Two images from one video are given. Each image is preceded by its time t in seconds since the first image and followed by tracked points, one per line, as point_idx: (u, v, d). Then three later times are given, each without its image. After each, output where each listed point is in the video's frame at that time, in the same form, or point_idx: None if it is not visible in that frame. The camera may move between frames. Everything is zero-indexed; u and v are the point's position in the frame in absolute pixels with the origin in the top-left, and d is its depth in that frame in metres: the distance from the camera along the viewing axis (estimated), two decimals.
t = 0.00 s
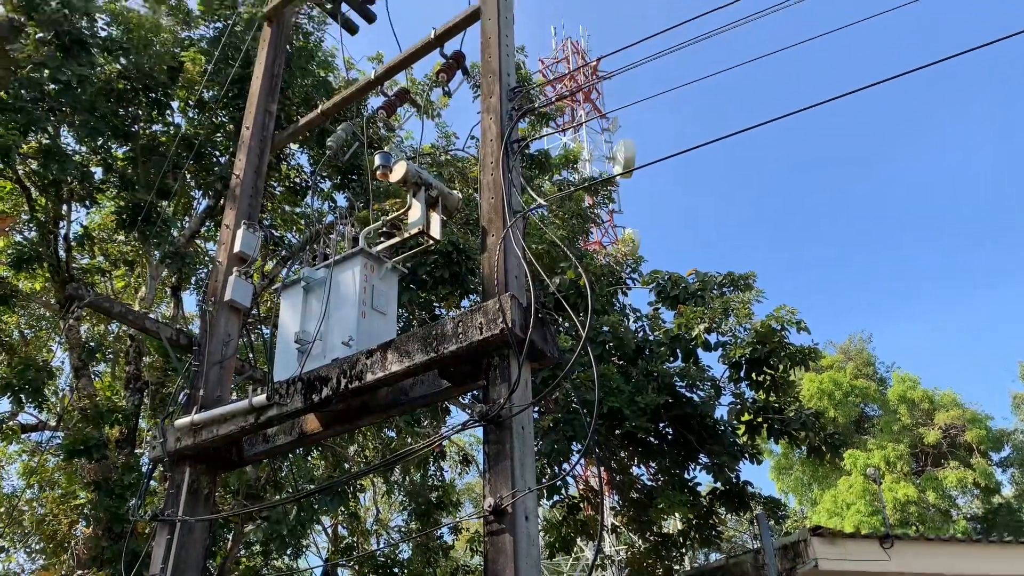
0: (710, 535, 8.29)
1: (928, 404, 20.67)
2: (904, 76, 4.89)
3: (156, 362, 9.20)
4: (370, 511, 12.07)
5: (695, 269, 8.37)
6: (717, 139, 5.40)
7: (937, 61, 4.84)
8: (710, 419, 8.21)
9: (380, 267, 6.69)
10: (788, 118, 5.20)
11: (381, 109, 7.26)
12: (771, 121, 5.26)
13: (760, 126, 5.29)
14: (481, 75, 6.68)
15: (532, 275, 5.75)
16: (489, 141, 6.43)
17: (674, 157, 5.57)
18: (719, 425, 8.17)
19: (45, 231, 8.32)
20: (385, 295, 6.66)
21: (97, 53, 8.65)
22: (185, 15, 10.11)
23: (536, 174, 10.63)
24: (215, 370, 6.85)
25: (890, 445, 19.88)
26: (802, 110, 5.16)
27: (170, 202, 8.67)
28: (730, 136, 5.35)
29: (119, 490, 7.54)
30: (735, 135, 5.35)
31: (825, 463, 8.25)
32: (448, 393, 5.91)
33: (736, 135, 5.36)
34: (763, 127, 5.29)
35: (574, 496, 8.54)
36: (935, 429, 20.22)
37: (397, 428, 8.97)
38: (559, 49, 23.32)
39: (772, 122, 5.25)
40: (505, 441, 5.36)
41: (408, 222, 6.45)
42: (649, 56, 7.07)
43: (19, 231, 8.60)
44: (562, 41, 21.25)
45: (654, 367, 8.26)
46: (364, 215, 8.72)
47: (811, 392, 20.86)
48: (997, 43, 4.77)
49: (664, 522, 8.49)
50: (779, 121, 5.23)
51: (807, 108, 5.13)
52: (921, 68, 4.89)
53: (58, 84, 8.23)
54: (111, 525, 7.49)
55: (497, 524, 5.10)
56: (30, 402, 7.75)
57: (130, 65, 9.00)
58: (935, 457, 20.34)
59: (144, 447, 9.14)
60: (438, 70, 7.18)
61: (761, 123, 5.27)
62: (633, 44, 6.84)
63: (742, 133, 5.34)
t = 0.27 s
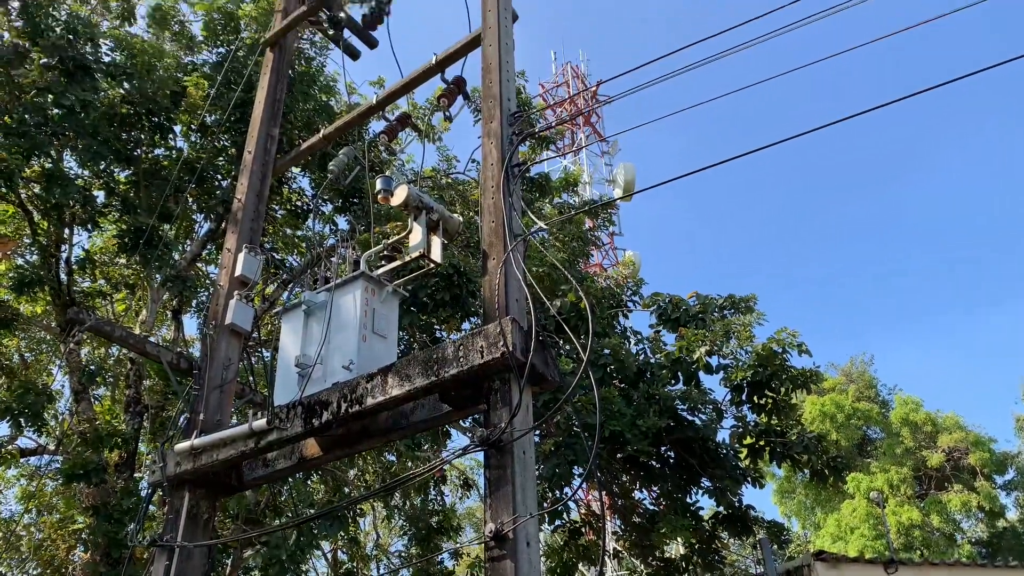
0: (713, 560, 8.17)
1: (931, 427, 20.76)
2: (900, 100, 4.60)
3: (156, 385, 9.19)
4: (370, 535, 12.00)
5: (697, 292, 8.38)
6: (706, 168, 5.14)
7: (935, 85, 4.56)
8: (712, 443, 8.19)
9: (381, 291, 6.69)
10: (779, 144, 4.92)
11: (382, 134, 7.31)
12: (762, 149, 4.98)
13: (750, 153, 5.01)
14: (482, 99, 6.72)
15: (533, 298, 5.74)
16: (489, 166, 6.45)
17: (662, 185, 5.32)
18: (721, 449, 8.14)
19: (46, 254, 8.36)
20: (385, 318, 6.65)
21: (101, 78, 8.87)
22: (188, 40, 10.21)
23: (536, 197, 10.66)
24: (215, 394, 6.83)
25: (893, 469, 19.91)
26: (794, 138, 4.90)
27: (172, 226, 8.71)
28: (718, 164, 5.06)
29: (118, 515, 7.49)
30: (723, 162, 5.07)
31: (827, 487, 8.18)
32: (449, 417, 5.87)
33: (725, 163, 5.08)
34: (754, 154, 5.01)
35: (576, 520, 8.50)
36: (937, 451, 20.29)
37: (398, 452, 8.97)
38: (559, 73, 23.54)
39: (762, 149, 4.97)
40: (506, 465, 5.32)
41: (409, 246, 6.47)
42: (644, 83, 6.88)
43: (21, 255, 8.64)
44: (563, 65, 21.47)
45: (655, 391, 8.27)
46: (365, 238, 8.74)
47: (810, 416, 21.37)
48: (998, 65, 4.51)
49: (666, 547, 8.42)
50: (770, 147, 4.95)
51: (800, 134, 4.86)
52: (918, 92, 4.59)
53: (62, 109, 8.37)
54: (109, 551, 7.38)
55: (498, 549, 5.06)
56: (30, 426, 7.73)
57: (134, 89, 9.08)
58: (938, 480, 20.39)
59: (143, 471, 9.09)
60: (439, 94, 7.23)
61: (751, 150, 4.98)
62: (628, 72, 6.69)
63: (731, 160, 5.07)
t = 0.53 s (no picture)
0: None
1: (935, 448, 20.77)
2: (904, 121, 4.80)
3: (156, 407, 9.19)
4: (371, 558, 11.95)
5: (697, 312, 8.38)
6: (714, 186, 5.31)
7: (935, 107, 4.79)
8: (714, 465, 8.20)
9: (381, 312, 6.69)
10: (787, 163, 5.09)
11: (383, 156, 7.35)
12: (769, 168, 5.14)
13: (757, 173, 5.18)
14: (482, 122, 6.75)
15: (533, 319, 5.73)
16: (489, 188, 6.47)
17: (673, 203, 5.48)
18: (723, 471, 8.14)
19: (47, 276, 8.40)
20: (386, 340, 6.65)
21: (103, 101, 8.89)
22: (190, 64, 10.30)
23: (536, 218, 10.69)
24: (215, 417, 6.81)
25: (897, 490, 19.89)
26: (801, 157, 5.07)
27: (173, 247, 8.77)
28: (723, 185, 5.28)
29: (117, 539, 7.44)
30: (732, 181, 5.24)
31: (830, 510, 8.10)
32: (449, 440, 5.84)
33: (734, 182, 5.25)
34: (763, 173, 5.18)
35: (576, 544, 8.44)
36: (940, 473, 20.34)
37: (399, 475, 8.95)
38: (559, 95, 23.73)
39: (771, 168, 5.14)
40: (507, 489, 5.29)
41: (410, 268, 6.47)
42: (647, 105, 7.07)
43: (22, 276, 8.67)
44: (562, 87, 21.64)
45: (658, 413, 8.25)
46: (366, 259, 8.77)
47: (814, 437, 21.18)
48: (996, 87, 4.75)
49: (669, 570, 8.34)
50: (777, 167, 5.12)
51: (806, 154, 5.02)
52: (920, 113, 4.80)
53: (65, 132, 8.41)
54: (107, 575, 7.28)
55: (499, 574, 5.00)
56: (29, 448, 7.71)
57: (136, 113, 9.11)
58: (942, 501, 20.41)
59: (142, 494, 9.06)
60: (440, 117, 7.28)
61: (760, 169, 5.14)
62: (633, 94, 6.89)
63: (740, 180, 5.23)
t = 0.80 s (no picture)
0: None
1: (937, 469, 20.57)
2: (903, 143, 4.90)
3: (155, 429, 9.17)
4: None
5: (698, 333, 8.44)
6: (718, 207, 5.41)
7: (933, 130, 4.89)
8: (715, 487, 8.21)
9: (381, 334, 6.68)
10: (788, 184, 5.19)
11: (383, 177, 7.38)
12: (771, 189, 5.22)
13: (760, 193, 5.29)
14: (482, 144, 6.78)
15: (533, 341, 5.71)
16: (489, 210, 6.49)
17: (677, 223, 5.59)
18: (725, 493, 8.16)
19: (47, 297, 8.43)
20: (385, 362, 6.63)
21: (105, 123, 8.91)
22: (192, 86, 10.37)
23: (536, 238, 10.72)
24: (214, 439, 6.78)
25: (900, 512, 19.80)
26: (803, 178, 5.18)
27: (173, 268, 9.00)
28: (725, 205, 5.36)
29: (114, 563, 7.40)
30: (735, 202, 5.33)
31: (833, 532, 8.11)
32: (449, 463, 5.80)
33: (737, 202, 5.35)
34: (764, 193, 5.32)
35: (577, 566, 8.35)
36: (942, 495, 20.33)
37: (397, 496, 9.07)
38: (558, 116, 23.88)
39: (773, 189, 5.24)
40: (507, 512, 5.25)
41: (410, 289, 6.47)
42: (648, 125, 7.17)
43: (22, 297, 8.74)
44: (561, 108, 21.78)
45: (659, 434, 8.34)
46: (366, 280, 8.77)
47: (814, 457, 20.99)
48: (992, 111, 4.85)
49: None
50: (780, 188, 5.20)
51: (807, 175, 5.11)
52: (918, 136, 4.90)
53: (67, 154, 8.44)
54: None
55: None
56: (27, 470, 7.68)
57: (138, 135, 9.18)
58: (945, 524, 20.34)
59: (140, 517, 9.01)
60: (440, 139, 7.32)
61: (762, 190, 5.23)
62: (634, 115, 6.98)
63: (742, 200, 5.33)
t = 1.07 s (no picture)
0: None
1: (938, 491, 20.70)
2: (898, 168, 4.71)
3: (152, 451, 9.14)
4: None
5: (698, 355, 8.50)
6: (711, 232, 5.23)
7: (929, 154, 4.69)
8: (716, 510, 8.14)
9: (380, 356, 6.67)
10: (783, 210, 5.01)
11: (383, 199, 7.41)
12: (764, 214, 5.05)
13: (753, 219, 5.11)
14: (482, 166, 6.80)
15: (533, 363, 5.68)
16: (489, 231, 6.49)
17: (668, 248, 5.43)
18: (726, 516, 8.09)
19: (47, 319, 8.46)
20: (384, 384, 6.61)
21: (106, 145, 9.00)
22: (193, 108, 10.45)
23: (536, 260, 10.76)
24: (212, 461, 6.75)
25: (902, 534, 19.69)
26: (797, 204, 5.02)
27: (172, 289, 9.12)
28: (718, 230, 5.18)
29: None
30: (727, 228, 5.14)
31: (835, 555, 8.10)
32: (448, 487, 5.75)
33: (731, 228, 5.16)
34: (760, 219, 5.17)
35: None
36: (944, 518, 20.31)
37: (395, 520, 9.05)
38: (557, 139, 24.08)
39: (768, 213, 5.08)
40: (507, 535, 5.20)
41: (409, 311, 6.46)
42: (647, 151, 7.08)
43: (20, 319, 8.70)
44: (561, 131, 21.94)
45: (658, 456, 8.28)
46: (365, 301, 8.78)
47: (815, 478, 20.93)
48: (990, 135, 4.64)
49: None
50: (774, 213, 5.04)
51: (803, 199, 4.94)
52: (914, 161, 4.71)
53: (67, 176, 8.46)
54: None
55: None
56: (23, 493, 7.63)
57: (138, 156, 9.23)
58: (948, 547, 20.26)
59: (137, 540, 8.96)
60: (440, 161, 7.35)
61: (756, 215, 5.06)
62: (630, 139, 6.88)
63: (735, 225, 5.15)
